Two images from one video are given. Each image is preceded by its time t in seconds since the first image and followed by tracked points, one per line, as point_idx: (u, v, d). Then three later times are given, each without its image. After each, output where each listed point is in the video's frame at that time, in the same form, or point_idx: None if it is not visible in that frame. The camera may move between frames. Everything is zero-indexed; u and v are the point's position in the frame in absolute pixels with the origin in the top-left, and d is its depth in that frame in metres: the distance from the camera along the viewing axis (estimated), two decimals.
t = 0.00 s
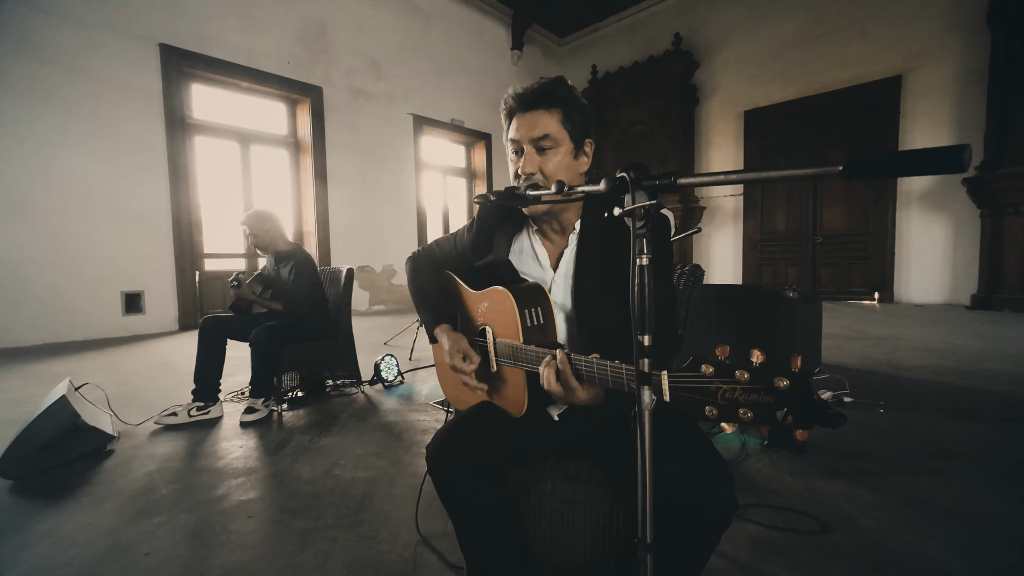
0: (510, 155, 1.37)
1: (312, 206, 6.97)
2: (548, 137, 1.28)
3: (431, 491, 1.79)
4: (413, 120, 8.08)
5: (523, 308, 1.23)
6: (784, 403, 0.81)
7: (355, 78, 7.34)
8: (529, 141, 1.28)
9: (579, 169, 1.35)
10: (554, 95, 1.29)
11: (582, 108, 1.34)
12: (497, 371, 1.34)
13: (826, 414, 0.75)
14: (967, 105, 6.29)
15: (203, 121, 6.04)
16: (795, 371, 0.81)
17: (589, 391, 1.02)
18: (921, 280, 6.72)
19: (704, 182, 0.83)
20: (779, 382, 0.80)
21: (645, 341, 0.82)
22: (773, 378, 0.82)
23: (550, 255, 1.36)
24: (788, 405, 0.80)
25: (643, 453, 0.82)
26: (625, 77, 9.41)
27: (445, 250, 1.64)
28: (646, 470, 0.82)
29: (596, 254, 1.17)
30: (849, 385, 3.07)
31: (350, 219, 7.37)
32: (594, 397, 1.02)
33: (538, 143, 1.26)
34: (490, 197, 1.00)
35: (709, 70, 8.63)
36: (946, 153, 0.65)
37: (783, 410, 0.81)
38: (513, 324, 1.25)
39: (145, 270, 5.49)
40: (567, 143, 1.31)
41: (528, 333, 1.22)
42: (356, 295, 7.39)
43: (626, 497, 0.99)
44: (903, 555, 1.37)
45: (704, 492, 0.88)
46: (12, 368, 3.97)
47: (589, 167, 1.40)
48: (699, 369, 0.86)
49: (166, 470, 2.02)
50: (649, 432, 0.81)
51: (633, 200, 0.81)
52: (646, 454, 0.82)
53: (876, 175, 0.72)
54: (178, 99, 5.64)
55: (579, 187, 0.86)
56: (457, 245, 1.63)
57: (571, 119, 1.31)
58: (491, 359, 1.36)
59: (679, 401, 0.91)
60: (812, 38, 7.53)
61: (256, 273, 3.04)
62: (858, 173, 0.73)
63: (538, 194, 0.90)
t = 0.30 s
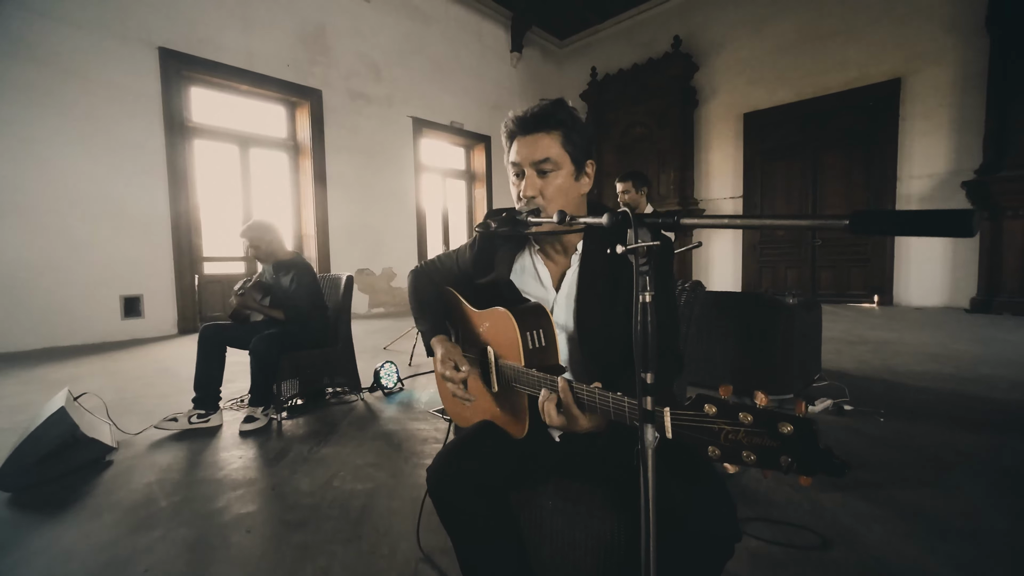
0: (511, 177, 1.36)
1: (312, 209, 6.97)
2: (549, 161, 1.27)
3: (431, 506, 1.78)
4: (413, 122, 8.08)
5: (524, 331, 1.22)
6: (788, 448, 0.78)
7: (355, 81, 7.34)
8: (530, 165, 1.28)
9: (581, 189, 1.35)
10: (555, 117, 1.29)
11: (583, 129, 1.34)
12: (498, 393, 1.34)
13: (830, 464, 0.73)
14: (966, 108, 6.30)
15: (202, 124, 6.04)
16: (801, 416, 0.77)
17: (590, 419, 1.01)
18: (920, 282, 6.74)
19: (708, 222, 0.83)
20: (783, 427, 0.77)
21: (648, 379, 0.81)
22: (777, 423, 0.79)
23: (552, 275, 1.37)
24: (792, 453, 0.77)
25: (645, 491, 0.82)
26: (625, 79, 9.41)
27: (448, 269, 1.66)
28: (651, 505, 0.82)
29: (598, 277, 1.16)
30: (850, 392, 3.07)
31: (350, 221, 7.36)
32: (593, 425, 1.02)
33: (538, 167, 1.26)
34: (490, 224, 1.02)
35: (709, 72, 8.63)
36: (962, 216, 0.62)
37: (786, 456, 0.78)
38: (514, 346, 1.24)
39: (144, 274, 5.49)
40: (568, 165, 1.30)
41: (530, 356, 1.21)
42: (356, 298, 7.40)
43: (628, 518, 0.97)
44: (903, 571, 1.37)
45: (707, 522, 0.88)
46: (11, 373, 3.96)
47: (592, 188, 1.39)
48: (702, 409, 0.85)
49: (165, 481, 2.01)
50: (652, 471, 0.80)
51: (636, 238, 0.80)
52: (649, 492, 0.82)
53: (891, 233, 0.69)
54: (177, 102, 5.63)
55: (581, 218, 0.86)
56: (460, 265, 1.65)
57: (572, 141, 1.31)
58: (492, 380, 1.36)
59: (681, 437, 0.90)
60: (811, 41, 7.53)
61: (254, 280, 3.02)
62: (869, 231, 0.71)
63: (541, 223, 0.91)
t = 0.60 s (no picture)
0: (511, 209, 1.36)
1: (312, 213, 6.96)
2: (547, 189, 1.28)
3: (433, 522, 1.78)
4: (412, 125, 8.07)
5: (527, 359, 1.23)
6: (792, 499, 0.76)
7: (354, 84, 7.33)
8: (530, 194, 1.28)
9: (581, 213, 1.35)
10: (550, 146, 1.30)
11: (578, 156, 1.35)
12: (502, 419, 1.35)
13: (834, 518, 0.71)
14: (966, 112, 6.32)
15: (202, 128, 6.05)
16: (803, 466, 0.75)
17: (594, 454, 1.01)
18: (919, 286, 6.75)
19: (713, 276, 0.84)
20: (786, 478, 0.76)
21: (651, 426, 0.82)
22: (781, 472, 0.77)
23: (554, 300, 1.38)
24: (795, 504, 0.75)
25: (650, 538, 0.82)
26: (624, 82, 9.41)
27: (449, 289, 1.66)
28: (654, 552, 0.81)
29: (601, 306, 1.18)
30: (850, 400, 3.07)
31: (350, 225, 7.36)
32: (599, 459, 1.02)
33: (538, 196, 1.26)
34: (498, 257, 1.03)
35: (709, 75, 8.62)
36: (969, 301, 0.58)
37: (790, 507, 0.76)
38: (517, 373, 1.25)
39: (144, 278, 5.48)
40: (566, 192, 1.31)
41: (533, 385, 1.22)
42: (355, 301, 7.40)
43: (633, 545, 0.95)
44: None
45: (708, 546, 0.89)
46: (13, 379, 3.96)
47: (592, 213, 1.39)
48: (705, 455, 0.84)
49: (166, 495, 2.01)
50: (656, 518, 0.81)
51: (640, 286, 0.83)
52: (654, 540, 0.82)
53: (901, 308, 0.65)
54: (177, 107, 5.64)
55: (585, 257, 0.87)
56: (461, 285, 1.65)
57: (569, 168, 1.32)
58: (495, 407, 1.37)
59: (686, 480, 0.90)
60: (811, 44, 7.53)
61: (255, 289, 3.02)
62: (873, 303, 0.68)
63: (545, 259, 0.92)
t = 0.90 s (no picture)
0: (512, 235, 1.37)
1: (312, 215, 6.96)
2: (548, 218, 1.29)
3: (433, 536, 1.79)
4: (412, 127, 8.07)
5: (527, 385, 1.24)
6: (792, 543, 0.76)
7: (354, 86, 7.33)
8: (530, 222, 1.29)
9: (580, 240, 1.36)
10: (551, 175, 1.32)
11: (579, 184, 1.37)
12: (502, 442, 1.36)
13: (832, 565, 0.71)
14: (964, 115, 6.33)
15: (202, 131, 6.05)
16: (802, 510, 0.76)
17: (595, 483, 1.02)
18: (918, 289, 6.76)
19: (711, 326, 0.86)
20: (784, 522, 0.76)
21: (652, 468, 0.84)
22: (781, 516, 0.78)
23: (554, 322, 1.37)
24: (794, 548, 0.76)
25: None
26: (624, 84, 9.42)
27: (449, 310, 1.68)
28: None
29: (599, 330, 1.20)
30: (849, 408, 3.08)
31: (350, 227, 7.36)
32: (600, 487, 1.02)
33: (538, 225, 1.27)
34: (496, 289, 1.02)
35: (708, 77, 8.62)
36: (967, 374, 0.58)
37: (789, 551, 0.76)
38: (516, 396, 1.26)
39: (143, 282, 5.48)
40: (566, 221, 1.32)
41: (532, 410, 1.23)
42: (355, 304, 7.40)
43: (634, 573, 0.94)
44: None
45: None
46: (14, 385, 3.97)
47: (593, 239, 1.40)
48: (705, 494, 0.85)
49: (167, 507, 2.01)
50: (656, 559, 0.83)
51: (639, 330, 0.85)
52: None
53: (896, 377, 0.64)
54: (176, 111, 5.64)
55: (585, 295, 0.91)
56: (462, 306, 1.67)
57: (569, 197, 1.33)
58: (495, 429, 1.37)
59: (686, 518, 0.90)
60: (810, 47, 7.53)
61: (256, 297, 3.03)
62: (874, 371, 0.66)
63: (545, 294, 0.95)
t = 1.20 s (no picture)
0: (515, 251, 1.38)
1: (311, 216, 6.96)
2: (552, 235, 1.29)
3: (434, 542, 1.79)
4: (411, 128, 8.07)
5: (527, 399, 1.24)
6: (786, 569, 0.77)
7: (353, 87, 7.32)
8: (534, 239, 1.29)
9: (583, 258, 1.36)
10: (556, 194, 1.32)
11: (583, 203, 1.38)
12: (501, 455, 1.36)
13: None
14: (964, 116, 6.33)
15: (202, 132, 6.05)
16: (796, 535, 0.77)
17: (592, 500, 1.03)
18: (917, 290, 6.77)
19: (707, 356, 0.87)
20: (779, 546, 0.77)
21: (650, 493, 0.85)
22: (774, 540, 0.78)
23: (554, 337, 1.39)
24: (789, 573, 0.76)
25: None
26: (624, 84, 9.41)
27: (449, 321, 1.67)
28: None
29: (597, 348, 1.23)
30: (849, 412, 3.07)
31: (350, 228, 7.35)
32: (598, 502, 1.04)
33: (542, 241, 1.27)
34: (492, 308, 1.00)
35: (708, 77, 8.61)
36: (963, 421, 0.61)
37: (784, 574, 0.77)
38: (516, 412, 1.26)
39: (142, 284, 5.48)
40: (570, 238, 1.31)
41: (531, 424, 1.24)
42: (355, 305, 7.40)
43: None
44: None
45: None
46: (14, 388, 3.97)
47: (595, 256, 1.40)
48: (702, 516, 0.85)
49: (167, 515, 2.01)
50: None
51: (637, 356, 0.86)
52: None
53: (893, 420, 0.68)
54: (175, 113, 5.63)
55: (582, 316, 0.92)
56: (462, 318, 1.66)
57: (573, 216, 1.33)
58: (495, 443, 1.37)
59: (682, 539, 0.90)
60: (810, 48, 7.53)
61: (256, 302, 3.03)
62: (873, 412, 0.70)
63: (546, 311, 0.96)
